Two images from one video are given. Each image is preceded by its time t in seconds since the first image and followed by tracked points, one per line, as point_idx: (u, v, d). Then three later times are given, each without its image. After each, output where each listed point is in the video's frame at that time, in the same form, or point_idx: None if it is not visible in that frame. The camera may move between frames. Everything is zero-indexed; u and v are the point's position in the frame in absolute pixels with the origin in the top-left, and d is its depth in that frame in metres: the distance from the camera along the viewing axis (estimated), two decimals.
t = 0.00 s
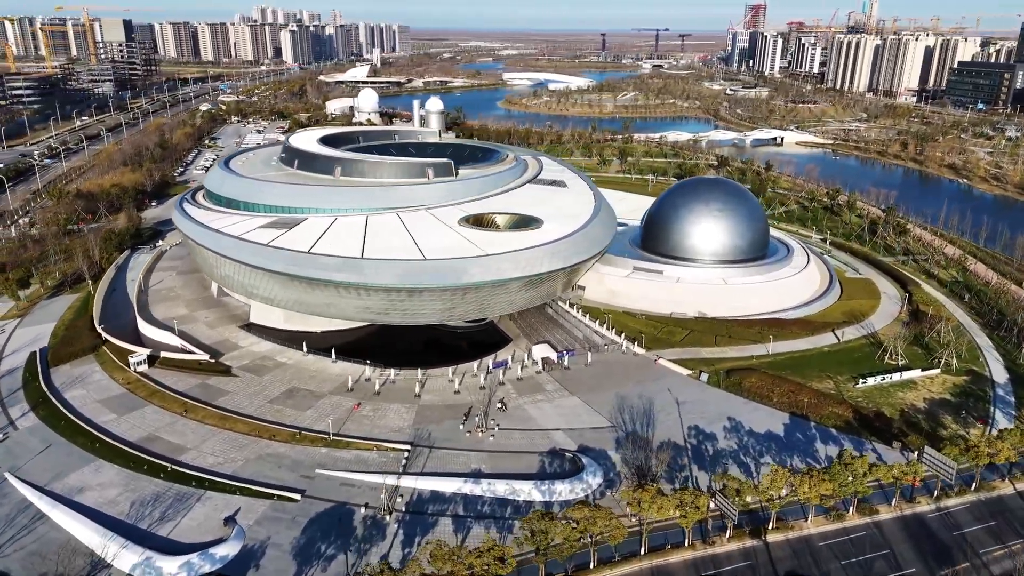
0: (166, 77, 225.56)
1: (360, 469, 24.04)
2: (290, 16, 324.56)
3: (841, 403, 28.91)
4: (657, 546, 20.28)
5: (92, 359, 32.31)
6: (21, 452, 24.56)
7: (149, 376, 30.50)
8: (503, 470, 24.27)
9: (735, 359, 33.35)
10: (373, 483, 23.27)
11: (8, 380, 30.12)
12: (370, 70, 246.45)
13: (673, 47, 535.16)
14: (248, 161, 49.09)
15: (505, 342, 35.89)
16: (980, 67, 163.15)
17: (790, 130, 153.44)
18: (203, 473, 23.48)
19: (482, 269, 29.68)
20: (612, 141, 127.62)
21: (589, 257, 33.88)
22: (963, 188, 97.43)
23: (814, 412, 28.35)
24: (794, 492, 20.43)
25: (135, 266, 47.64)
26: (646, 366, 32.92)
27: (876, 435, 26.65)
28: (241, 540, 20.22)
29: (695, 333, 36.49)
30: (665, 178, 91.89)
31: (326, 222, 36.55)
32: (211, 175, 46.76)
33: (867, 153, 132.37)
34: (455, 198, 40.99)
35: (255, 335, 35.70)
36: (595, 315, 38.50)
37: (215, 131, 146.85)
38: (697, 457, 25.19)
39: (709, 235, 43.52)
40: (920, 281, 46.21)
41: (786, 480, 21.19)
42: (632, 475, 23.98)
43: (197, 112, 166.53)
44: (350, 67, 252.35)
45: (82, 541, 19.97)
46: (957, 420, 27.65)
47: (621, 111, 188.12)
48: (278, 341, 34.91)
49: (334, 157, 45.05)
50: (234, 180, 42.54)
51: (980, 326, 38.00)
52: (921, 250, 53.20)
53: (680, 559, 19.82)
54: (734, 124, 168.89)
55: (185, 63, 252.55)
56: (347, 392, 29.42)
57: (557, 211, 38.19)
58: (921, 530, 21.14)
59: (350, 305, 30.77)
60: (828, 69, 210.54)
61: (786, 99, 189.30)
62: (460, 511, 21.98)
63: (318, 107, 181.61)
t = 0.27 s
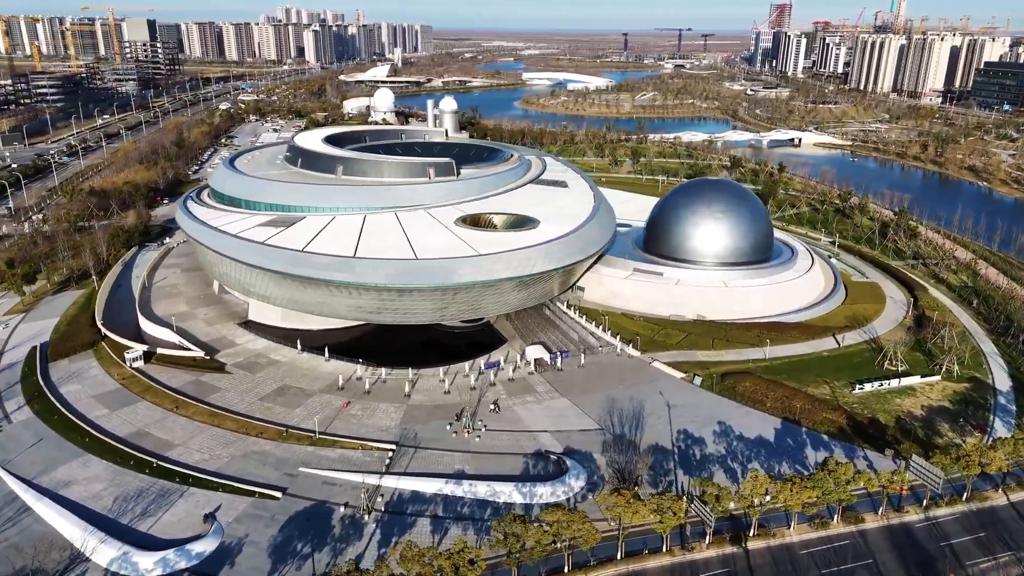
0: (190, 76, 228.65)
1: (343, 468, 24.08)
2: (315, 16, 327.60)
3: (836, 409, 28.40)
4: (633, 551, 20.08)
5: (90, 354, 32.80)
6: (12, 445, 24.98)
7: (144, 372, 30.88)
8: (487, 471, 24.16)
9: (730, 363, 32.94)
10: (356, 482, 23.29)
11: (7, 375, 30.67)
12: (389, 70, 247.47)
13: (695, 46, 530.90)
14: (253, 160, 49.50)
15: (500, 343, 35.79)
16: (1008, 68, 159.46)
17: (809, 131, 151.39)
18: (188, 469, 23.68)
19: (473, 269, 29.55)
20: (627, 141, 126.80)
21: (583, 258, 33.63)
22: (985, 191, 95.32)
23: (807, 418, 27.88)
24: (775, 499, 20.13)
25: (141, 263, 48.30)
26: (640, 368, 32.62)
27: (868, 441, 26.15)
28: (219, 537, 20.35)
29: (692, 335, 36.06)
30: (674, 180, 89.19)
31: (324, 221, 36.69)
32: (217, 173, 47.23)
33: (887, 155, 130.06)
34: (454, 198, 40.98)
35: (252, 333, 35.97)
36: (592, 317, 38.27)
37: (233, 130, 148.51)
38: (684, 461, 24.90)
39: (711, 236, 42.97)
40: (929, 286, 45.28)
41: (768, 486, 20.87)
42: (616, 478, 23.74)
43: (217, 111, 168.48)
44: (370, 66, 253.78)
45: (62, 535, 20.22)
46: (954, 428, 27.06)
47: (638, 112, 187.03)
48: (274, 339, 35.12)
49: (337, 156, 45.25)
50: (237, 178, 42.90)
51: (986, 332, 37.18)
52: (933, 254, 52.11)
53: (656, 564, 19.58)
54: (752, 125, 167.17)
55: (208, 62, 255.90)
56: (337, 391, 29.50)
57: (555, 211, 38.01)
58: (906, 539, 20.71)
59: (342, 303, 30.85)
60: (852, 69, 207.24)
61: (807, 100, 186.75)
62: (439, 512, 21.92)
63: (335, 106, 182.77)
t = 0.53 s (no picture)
0: (210, 76, 231.14)
1: (328, 467, 24.13)
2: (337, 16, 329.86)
3: (829, 415, 28.01)
4: (611, 556, 19.91)
5: (88, 350, 33.24)
6: (6, 440, 25.38)
7: (139, 369, 31.22)
8: (471, 473, 24.09)
9: (726, 367, 32.57)
10: (339, 481, 23.32)
11: (6, 370, 31.17)
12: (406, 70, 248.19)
13: (715, 46, 526.47)
14: (257, 159, 49.47)
15: (495, 344, 35.75)
16: None
17: (826, 132, 149.52)
18: (174, 466, 23.88)
19: (463, 271, 29.45)
20: (641, 141, 126.00)
21: (576, 259, 33.42)
22: (1005, 195, 93.40)
23: (799, 423, 27.50)
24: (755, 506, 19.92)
25: (146, 259, 48.85)
26: (634, 371, 32.35)
27: (860, 448, 25.75)
28: (199, 534, 20.48)
29: (688, 338, 35.73)
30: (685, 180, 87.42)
31: (321, 220, 36.82)
32: (221, 171, 47.62)
33: (904, 156, 128.02)
34: (454, 198, 40.75)
35: (249, 331, 36.22)
36: (589, 320, 38.09)
37: (249, 129, 149.78)
38: (670, 466, 24.68)
39: (711, 239, 42.49)
40: (935, 290, 44.47)
41: (749, 493, 20.60)
42: (600, 482, 23.57)
43: (234, 110, 170.05)
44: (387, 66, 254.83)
45: (45, 529, 20.48)
46: (950, 436, 26.56)
47: (654, 112, 185.96)
48: (270, 338, 35.34)
49: (339, 155, 45.43)
50: (239, 176, 43.22)
51: (992, 338, 36.41)
52: (943, 258, 51.13)
53: (633, 570, 19.42)
54: (769, 126, 165.36)
55: (229, 62, 258.70)
56: (328, 390, 29.58)
57: (552, 212, 37.85)
58: (891, 549, 20.34)
59: (335, 303, 30.94)
60: (873, 70, 204.20)
61: (826, 101, 184.39)
62: (420, 513, 21.89)
63: (351, 106, 183.68)
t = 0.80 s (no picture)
0: (231, 75, 233.72)
1: (311, 465, 24.22)
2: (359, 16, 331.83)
3: (821, 421, 27.56)
4: (586, 561, 19.75)
5: (87, 346, 33.73)
6: None
7: (134, 365, 31.62)
8: (453, 474, 24.02)
9: (720, 370, 32.18)
10: (320, 480, 23.37)
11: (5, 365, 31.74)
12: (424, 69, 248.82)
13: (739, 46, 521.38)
14: (262, 158, 49.62)
15: (489, 344, 35.68)
16: None
17: (845, 134, 147.36)
18: (159, 462, 24.13)
19: (453, 271, 29.39)
20: (656, 141, 125.12)
21: (569, 261, 33.21)
22: None
23: (789, 429, 27.08)
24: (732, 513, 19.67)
25: (152, 256, 49.47)
26: (626, 374, 32.08)
27: (850, 456, 25.31)
28: (177, 530, 20.65)
29: (683, 341, 35.39)
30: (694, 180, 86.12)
31: (318, 219, 36.99)
32: (226, 169, 48.06)
33: (923, 158, 125.72)
34: (453, 198, 40.59)
35: (245, 329, 36.50)
36: (585, 321, 37.88)
37: (266, 128, 151.15)
38: (654, 470, 24.44)
39: (711, 241, 42.07)
40: (943, 296, 43.57)
41: (728, 499, 20.31)
42: (581, 485, 23.40)
43: (253, 109, 171.79)
44: (405, 66, 255.76)
45: (28, 523, 20.79)
46: (944, 444, 26.00)
47: (671, 113, 184.70)
48: (265, 336, 35.57)
49: (340, 154, 45.63)
50: (241, 174, 43.57)
51: (996, 345, 35.64)
52: (954, 262, 50.05)
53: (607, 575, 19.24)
54: (787, 127, 163.33)
55: (251, 62, 261.52)
56: (318, 389, 29.69)
57: (549, 213, 37.68)
58: (873, 559, 19.96)
59: (327, 302, 31.08)
60: (898, 71, 200.60)
61: (847, 102, 181.72)
62: (398, 514, 21.88)
63: (368, 105, 184.65)
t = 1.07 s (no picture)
0: (252, 75, 236.01)
1: (293, 463, 24.29)
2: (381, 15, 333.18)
3: (812, 427, 27.12)
4: (559, 564, 19.58)
5: (85, 341, 34.24)
6: None
7: (129, 361, 32.02)
8: (435, 474, 23.95)
9: (713, 374, 31.80)
10: (301, 477, 23.46)
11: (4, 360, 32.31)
12: (443, 69, 249.42)
13: (761, 46, 515.83)
14: (266, 157, 49.83)
15: (483, 345, 35.58)
16: None
17: (865, 135, 145.10)
18: (144, 458, 24.40)
19: (441, 271, 29.31)
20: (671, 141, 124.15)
21: (562, 262, 33.01)
22: None
23: (779, 434, 26.68)
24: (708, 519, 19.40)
25: (158, 252, 50.06)
26: (618, 376, 31.81)
27: (839, 463, 24.89)
28: (155, 526, 20.85)
29: (679, 342, 35.04)
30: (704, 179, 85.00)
31: (314, 217, 37.14)
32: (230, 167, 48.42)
33: (943, 160, 123.34)
34: (451, 198, 40.46)
35: (242, 326, 36.81)
36: (581, 323, 37.64)
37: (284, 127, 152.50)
38: (637, 474, 24.19)
39: (711, 243, 41.28)
40: (950, 300, 42.67)
41: (706, 506, 20.01)
42: (562, 488, 23.24)
43: (271, 108, 173.40)
44: (423, 66, 256.49)
45: (11, 515, 21.13)
46: (937, 453, 25.44)
47: (688, 113, 183.34)
48: (261, 334, 35.84)
49: (341, 153, 45.77)
50: (242, 173, 43.89)
51: (1000, 352, 34.86)
52: (966, 267, 48.88)
53: None
54: (806, 128, 161.24)
55: (272, 61, 263.91)
56: (307, 387, 29.79)
57: (545, 213, 37.50)
58: (853, 569, 19.56)
59: (318, 300, 31.17)
60: (923, 71, 196.82)
61: (868, 104, 178.88)
62: (376, 514, 21.87)
63: (385, 104, 185.46)
